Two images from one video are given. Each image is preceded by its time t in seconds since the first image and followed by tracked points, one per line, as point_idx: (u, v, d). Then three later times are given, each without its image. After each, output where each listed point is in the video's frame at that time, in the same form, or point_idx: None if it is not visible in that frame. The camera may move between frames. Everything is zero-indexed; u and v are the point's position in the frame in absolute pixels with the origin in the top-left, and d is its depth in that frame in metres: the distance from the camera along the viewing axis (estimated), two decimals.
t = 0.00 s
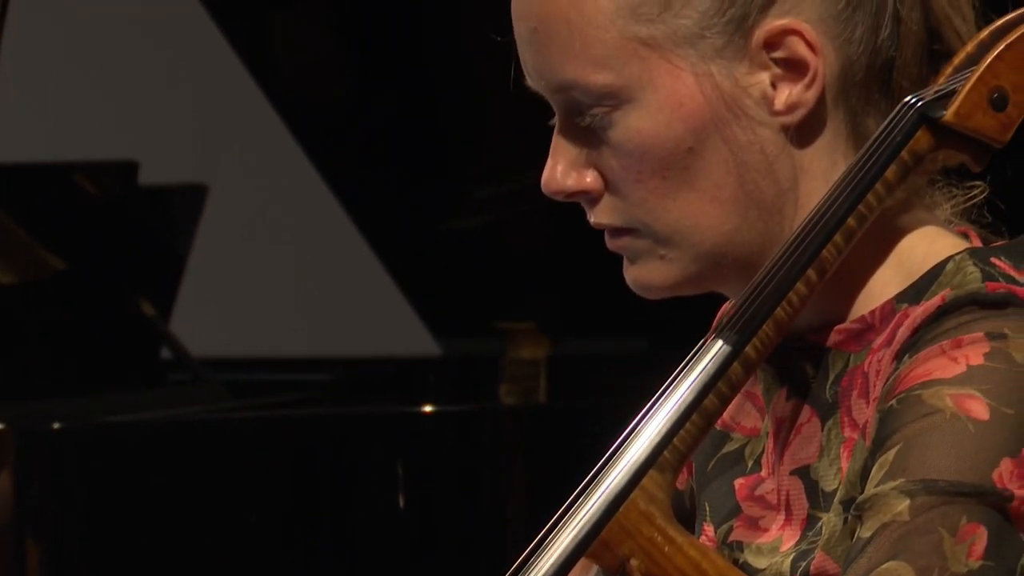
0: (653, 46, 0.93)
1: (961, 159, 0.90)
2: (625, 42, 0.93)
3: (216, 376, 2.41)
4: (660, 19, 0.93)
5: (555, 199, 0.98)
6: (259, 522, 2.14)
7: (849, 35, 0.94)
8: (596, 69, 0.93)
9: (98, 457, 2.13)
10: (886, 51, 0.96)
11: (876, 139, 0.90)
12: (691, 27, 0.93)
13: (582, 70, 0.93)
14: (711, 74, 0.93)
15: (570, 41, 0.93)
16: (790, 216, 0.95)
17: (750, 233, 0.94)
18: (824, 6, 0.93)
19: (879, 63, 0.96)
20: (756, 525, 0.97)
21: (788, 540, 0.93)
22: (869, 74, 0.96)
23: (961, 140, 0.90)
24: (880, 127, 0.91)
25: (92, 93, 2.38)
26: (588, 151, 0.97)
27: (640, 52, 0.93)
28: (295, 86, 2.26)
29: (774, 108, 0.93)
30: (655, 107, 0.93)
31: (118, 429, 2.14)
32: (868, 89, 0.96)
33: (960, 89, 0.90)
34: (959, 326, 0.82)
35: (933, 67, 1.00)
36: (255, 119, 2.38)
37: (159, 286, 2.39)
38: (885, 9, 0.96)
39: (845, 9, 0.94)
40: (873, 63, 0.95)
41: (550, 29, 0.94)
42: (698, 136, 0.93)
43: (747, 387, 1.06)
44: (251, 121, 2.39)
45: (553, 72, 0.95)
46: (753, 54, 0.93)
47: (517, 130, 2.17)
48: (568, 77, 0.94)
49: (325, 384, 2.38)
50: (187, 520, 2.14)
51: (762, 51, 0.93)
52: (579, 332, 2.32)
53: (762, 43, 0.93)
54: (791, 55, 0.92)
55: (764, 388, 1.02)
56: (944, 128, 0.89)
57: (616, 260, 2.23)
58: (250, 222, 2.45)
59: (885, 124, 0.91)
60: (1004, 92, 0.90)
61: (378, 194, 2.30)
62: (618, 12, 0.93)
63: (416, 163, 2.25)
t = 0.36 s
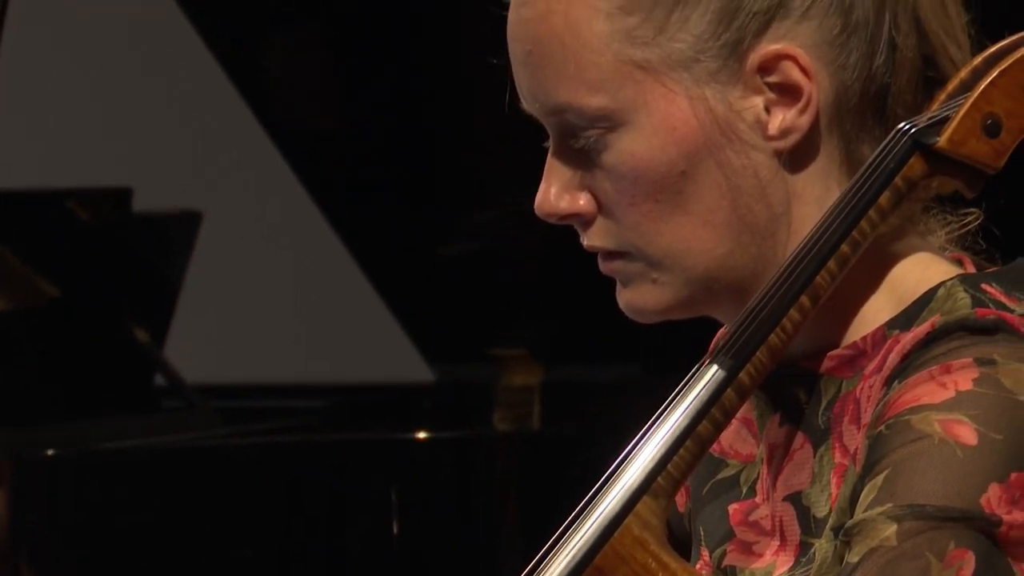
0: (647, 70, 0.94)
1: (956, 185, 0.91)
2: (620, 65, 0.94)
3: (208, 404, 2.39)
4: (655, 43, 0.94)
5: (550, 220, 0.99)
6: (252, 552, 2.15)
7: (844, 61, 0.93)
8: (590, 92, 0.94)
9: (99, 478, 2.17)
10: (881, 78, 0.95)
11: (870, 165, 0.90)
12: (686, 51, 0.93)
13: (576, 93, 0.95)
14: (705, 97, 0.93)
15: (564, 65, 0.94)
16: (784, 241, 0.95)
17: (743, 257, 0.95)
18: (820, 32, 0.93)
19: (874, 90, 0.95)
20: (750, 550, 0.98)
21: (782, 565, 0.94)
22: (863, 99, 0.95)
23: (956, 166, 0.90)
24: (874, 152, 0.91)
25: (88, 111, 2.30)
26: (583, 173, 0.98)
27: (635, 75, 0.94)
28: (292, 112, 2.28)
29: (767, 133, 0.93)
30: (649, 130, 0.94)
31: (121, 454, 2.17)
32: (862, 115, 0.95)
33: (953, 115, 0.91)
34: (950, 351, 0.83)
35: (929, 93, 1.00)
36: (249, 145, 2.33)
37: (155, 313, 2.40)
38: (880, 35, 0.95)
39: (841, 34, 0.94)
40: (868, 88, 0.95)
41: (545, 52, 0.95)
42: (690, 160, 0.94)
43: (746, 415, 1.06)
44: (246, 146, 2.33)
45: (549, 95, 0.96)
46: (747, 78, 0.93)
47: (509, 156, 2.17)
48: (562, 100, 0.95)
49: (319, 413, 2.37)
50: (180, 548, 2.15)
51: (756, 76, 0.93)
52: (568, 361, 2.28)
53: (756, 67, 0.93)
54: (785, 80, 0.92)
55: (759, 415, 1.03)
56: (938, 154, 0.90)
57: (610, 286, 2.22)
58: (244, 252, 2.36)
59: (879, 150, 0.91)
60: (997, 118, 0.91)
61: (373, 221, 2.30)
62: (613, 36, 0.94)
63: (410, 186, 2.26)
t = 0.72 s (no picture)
0: (626, 90, 0.94)
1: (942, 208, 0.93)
2: (599, 86, 0.94)
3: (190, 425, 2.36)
4: (634, 63, 0.94)
5: (530, 242, 1.00)
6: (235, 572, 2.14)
7: (823, 81, 0.94)
8: (569, 113, 0.95)
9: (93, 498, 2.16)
10: (861, 99, 0.95)
11: (855, 187, 0.91)
12: (665, 71, 0.94)
13: (555, 115, 0.95)
14: (684, 117, 0.94)
15: (543, 86, 0.95)
16: (767, 263, 0.95)
17: (722, 278, 0.95)
18: (799, 52, 0.93)
19: (854, 111, 0.95)
20: (734, 570, 0.99)
21: None
22: (843, 120, 0.95)
23: (941, 188, 0.92)
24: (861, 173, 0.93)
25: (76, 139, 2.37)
26: (563, 195, 0.98)
27: (614, 95, 0.94)
28: (277, 133, 2.27)
29: (746, 153, 0.94)
30: (628, 151, 0.94)
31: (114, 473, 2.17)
32: (843, 136, 0.96)
33: (939, 137, 0.92)
34: (928, 371, 0.84)
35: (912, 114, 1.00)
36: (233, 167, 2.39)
37: (141, 336, 2.41)
38: (861, 56, 0.95)
39: (821, 55, 0.94)
40: (848, 109, 0.95)
41: (525, 72, 0.95)
42: (670, 180, 0.94)
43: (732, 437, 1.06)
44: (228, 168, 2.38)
45: (528, 116, 0.96)
46: (727, 99, 0.94)
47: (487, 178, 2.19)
48: (542, 121, 0.95)
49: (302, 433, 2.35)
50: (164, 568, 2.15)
51: (735, 96, 0.94)
52: (555, 380, 2.30)
53: (736, 88, 0.93)
54: (764, 101, 0.93)
55: (744, 437, 1.03)
56: (923, 176, 0.91)
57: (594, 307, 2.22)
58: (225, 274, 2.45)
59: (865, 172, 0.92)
60: (983, 140, 0.92)
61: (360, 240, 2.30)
62: (592, 57, 0.95)
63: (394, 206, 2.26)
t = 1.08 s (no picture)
0: (602, 123, 0.95)
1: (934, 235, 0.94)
2: (574, 119, 0.95)
3: (186, 451, 2.35)
4: (610, 96, 0.95)
5: (514, 277, 1.01)
6: None
7: (800, 109, 0.95)
8: (548, 148, 0.95)
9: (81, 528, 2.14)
10: (840, 125, 0.97)
11: (848, 213, 0.92)
12: (640, 103, 0.95)
13: (534, 149, 0.96)
14: (661, 148, 0.95)
15: (520, 121, 0.96)
16: (754, 290, 0.96)
17: (703, 309, 0.96)
18: (774, 80, 0.95)
19: (833, 138, 0.97)
20: None
21: None
22: (822, 148, 0.96)
23: (932, 215, 0.93)
24: (855, 198, 0.94)
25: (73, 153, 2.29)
26: (543, 230, 0.99)
27: (589, 128, 0.95)
28: (268, 160, 2.29)
29: (724, 183, 0.94)
30: (605, 184, 0.95)
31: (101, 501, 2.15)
32: (822, 162, 0.97)
33: (931, 163, 0.93)
34: (912, 399, 0.85)
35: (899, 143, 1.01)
36: (226, 190, 2.33)
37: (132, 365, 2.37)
38: (838, 83, 0.97)
39: (796, 83, 0.95)
40: (827, 136, 0.96)
41: (501, 108, 0.96)
42: (649, 211, 0.95)
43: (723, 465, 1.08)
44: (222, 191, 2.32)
45: (506, 153, 0.97)
46: (702, 128, 0.95)
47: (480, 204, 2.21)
48: (520, 156, 0.96)
49: (294, 462, 2.35)
50: None
51: (711, 126, 0.95)
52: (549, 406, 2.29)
53: (711, 118, 0.94)
54: (739, 129, 0.94)
55: (734, 464, 1.05)
56: (916, 204, 0.92)
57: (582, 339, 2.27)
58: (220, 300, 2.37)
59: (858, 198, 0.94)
60: (975, 166, 0.93)
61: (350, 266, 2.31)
62: (567, 91, 0.96)
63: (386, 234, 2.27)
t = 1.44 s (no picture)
0: (582, 154, 0.97)
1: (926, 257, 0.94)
2: (554, 152, 0.97)
3: (179, 473, 2.33)
4: (588, 127, 0.97)
5: (503, 311, 1.02)
6: None
7: (780, 133, 0.96)
8: (530, 181, 0.97)
9: (67, 550, 2.13)
10: (822, 147, 0.97)
11: (840, 235, 0.93)
12: (618, 133, 0.96)
13: (516, 183, 0.97)
14: (642, 176, 0.96)
15: (500, 155, 0.97)
16: (741, 315, 0.96)
17: (690, 338, 0.96)
18: (752, 104, 0.95)
19: (816, 159, 0.97)
20: None
21: None
22: (804, 170, 0.97)
23: (922, 237, 0.94)
24: (846, 221, 0.95)
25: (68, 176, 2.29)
26: (529, 265, 1.00)
27: (569, 160, 0.96)
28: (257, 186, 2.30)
29: (706, 209, 0.95)
30: (588, 215, 0.96)
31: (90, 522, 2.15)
32: (806, 185, 0.97)
33: (922, 185, 0.94)
34: (899, 419, 0.86)
35: (876, 170, 1.01)
36: (217, 210, 2.32)
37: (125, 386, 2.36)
38: (818, 105, 0.97)
39: (775, 107, 0.96)
40: (808, 158, 0.97)
41: (481, 141, 0.98)
42: (633, 241, 0.96)
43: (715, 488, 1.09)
44: (215, 213, 2.32)
45: (490, 188, 0.98)
46: (683, 155, 0.95)
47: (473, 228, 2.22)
48: (503, 190, 0.97)
49: (285, 484, 2.34)
50: None
51: (691, 152, 0.95)
52: (543, 427, 2.30)
53: (691, 144, 0.95)
54: (720, 155, 0.94)
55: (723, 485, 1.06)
56: (907, 225, 0.93)
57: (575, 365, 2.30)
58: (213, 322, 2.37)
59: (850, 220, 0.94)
60: (966, 188, 0.94)
61: (342, 289, 2.32)
62: (545, 123, 0.97)
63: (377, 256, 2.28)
